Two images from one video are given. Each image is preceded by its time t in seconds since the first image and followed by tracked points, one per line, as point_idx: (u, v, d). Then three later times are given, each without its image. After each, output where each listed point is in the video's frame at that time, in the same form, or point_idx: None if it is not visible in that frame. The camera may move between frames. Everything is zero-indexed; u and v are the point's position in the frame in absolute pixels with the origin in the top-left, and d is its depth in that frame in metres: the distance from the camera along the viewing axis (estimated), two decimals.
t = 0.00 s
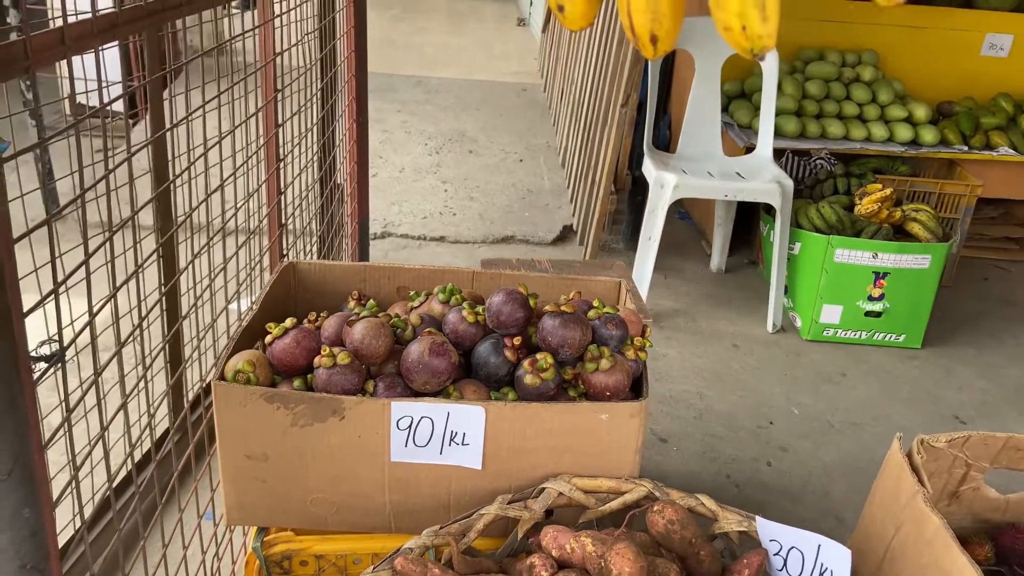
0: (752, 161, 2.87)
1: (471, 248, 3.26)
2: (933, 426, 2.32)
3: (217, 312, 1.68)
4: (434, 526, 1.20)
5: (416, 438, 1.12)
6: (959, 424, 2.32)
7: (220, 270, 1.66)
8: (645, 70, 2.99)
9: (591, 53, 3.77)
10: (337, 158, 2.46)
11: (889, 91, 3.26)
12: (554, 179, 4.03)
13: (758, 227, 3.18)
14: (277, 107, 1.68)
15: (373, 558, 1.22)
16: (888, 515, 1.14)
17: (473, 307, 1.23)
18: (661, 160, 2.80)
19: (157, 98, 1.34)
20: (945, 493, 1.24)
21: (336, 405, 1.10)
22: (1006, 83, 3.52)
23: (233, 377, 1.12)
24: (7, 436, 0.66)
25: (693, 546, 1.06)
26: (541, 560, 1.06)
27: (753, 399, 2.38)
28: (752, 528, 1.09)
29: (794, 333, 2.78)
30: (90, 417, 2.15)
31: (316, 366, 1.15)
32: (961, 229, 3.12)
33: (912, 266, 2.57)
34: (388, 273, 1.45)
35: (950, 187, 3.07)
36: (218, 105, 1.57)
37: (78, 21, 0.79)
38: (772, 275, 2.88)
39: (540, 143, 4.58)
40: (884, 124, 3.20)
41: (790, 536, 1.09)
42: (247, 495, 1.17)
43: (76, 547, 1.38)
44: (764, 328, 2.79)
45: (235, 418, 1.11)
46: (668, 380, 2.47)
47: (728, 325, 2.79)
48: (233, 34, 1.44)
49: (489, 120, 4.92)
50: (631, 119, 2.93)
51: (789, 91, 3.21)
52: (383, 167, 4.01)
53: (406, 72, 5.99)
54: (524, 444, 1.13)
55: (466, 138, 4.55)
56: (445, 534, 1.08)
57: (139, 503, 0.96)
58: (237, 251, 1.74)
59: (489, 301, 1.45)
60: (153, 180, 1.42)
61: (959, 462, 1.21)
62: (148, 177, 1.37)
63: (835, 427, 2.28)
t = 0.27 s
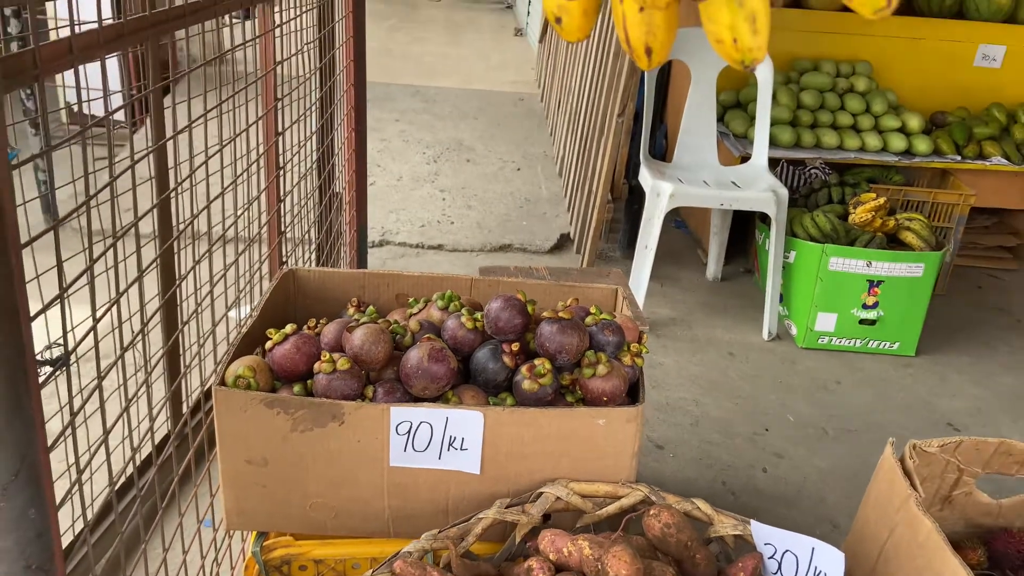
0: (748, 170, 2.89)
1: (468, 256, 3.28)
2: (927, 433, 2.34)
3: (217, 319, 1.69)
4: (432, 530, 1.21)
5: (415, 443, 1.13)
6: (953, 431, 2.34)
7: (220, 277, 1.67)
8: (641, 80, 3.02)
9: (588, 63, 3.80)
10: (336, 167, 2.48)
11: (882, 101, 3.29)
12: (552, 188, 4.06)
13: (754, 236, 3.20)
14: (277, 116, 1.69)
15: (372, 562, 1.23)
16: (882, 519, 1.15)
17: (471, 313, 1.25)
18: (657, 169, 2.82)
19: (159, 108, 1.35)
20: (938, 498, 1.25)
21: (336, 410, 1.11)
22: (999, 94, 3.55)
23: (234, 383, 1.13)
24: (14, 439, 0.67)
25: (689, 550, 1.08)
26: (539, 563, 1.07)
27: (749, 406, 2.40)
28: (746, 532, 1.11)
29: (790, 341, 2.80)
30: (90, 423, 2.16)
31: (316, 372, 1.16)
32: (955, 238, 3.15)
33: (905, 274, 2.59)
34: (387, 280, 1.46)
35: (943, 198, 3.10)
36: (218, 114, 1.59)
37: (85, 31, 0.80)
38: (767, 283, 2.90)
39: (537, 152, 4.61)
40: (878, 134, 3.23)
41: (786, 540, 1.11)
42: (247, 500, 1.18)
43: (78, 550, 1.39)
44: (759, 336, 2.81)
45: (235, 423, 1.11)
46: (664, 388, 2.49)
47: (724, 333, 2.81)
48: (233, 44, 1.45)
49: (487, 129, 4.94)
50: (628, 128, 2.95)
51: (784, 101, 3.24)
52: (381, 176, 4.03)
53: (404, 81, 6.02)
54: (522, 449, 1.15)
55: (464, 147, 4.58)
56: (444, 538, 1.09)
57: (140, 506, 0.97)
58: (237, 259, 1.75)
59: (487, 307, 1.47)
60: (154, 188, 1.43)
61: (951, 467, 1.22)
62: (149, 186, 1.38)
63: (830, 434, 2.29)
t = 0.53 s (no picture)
0: (744, 181, 2.91)
1: (466, 266, 3.29)
2: (924, 443, 2.35)
3: (218, 328, 1.70)
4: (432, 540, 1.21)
5: (415, 452, 1.14)
6: (949, 441, 2.35)
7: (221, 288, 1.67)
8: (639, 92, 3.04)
9: (586, 74, 3.83)
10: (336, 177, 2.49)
11: (878, 113, 3.31)
12: (549, 198, 4.07)
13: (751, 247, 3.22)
14: (279, 128, 1.71)
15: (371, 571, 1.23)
16: (879, 527, 1.16)
17: (471, 323, 1.26)
18: (654, 180, 2.84)
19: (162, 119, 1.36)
20: (935, 507, 1.26)
21: (336, 419, 1.11)
22: (994, 105, 3.58)
23: (234, 392, 1.14)
24: (19, 447, 0.68)
25: (688, 558, 1.08)
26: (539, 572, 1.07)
27: (746, 415, 2.40)
28: (745, 541, 1.11)
29: (787, 351, 2.81)
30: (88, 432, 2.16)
31: (317, 381, 1.17)
32: (950, 249, 3.17)
33: (901, 284, 2.61)
34: (386, 289, 1.47)
35: (940, 209, 3.13)
36: (221, 126, 1.60)
37: (90, 44, 0.81)
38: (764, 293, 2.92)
39: (535, 162, 4.63)
40: (873, 145, 3.25)
41: (784, 549, 1.11)
42: (247, 509, 1.18)
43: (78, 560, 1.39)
44: (757, 346, 2.82)
45: (236, 432, 1.12)
46: (662, 397, 2.49)
47: (721, 343, 2.82)
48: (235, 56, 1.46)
49: (485, 139, 4.97)
50: (625, 139, 2.97)
51: (780, 112, 3.26)
52: (380, 186, 4.04)
53: (402, 92, 6.05)
54: (521, 458, 1.15)
55: (462, 157, 4.60)
56: (443, 547, 1.09)
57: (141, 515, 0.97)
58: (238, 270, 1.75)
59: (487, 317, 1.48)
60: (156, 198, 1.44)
61: (948, 476, 1.23)
62: (152, 196, 1.39)
63: (827, 443, 2.30)
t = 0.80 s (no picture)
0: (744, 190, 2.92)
1: (466, 275, 3.29)
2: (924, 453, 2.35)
3: (219, 336, 1.69)
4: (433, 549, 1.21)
5: (416, 461, 1.14)
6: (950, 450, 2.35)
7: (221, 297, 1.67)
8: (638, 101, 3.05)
9: (585, 84, 3.84)
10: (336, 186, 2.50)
11: (877, 123, 3.33)
12: (549, 207, 4.08)
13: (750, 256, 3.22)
14: (280, 137, 1.71)
15: None
16: (882, 538, 1.15)
17: (472, 332, 1.26)
18: (654, 189, 2.84)
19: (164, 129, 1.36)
20: (937, 517, 1.26)
21: (337, 428, 1.11)
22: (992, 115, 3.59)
23: (236, 401, 1.13)
24: (23, 456, 0.68)
25: (690, 569, 1.08)
26: None
27: (747, 424, 2.40)
28: (748, 551, 1.11)
29: (787, 360, 2.81)
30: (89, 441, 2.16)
31: (318, 390, 1.16)
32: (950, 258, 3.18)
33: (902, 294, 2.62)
34: (387, 298, 1.47)
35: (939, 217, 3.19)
36: (222, 135, 1.60)
37: (95, 55, 0.82)
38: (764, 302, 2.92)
39: (535, 171, 4.64)
40: (873, 154, 3.26)
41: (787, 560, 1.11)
42: (248, 518, 1.18)
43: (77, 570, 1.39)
44: (757, 355, 2.82)
45: (237, 441, 1.12)
46: (662, 406, 2.49)
47: (721, 351, 2.82)
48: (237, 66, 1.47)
49: (485, 148, 4.98)
50: (625, 148, 2.98)
51: (779, 122, 3.27)
52: (380, 195, 4.05)
53: (402, 101, 6.06)
54: (523, 467, 1.15)
55: (461, 166, 4.61)
56: (444, 557, 1.09)
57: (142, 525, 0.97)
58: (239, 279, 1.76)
59: (487, 326, 1.48)
60: (158, 207, 1.44)
61: (950, 487, 1.23)
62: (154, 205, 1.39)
63: (828, 453, 2.30)
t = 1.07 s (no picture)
0: (743, 199, 2.92)
1: (466, 283, 3.29)
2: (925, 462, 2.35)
3: (219, 345, 1.69)
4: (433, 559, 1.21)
5: (416, 471, 1.13)
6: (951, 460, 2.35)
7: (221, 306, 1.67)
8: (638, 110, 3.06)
9: (585, 93, 3.86)
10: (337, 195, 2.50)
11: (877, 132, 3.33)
12: (549, 216, 4.08)
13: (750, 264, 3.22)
14: (281, 146, 1.72)
15: None
16: (883, 548, 1.15)
17: (472, 341, 1.26)
18: (653, 198, 2.84)
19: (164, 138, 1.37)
20: (938, 527, 1.25)
21: (337, 437, 1.11)
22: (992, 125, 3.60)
23: (235, 410, 1.13)
24: (24, 467, 0.68)
25: None
26: None
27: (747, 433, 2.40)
28: (749, 561, 1.11)
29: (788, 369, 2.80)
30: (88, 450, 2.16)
31: (318, 400, 1.16)
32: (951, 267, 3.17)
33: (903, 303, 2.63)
34: (387, 307, 1.47)
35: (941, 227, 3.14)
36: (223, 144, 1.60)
37: (97, 64, 0.82)
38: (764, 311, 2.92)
39: (535, 180, 4.64)
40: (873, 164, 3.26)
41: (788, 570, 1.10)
42: (247, 527, 1.17)
43: None
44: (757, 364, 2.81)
45: (236, 450, 1.11)
46: (663, 415, 2.49)
47: (721, 360, 2.81)
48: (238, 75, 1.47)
49: (485, 157, 4.99)
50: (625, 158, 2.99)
51: (779, 131, 3.27)
52: (380, 203, 4.05)
53: (402, 110, 6.07)
54: (523, 476, 1.14)
55: (462, 175, 4.61)
56: (444, 566, 1.08)
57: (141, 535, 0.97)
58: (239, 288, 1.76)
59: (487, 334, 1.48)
60: (158, 216, 1.44)
61: (951, 497, 1.22)
62: (154, 214, 1.39)
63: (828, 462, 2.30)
